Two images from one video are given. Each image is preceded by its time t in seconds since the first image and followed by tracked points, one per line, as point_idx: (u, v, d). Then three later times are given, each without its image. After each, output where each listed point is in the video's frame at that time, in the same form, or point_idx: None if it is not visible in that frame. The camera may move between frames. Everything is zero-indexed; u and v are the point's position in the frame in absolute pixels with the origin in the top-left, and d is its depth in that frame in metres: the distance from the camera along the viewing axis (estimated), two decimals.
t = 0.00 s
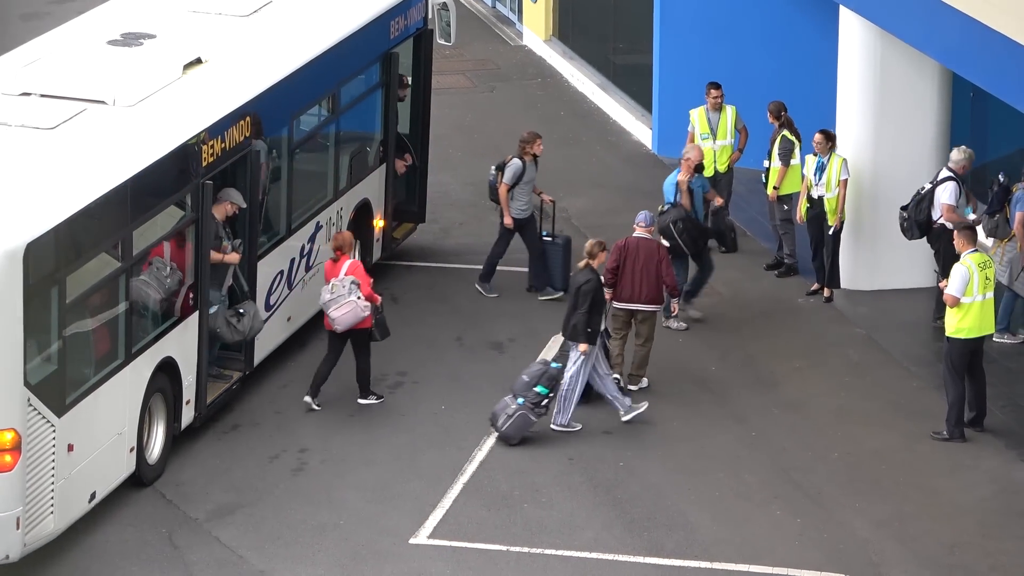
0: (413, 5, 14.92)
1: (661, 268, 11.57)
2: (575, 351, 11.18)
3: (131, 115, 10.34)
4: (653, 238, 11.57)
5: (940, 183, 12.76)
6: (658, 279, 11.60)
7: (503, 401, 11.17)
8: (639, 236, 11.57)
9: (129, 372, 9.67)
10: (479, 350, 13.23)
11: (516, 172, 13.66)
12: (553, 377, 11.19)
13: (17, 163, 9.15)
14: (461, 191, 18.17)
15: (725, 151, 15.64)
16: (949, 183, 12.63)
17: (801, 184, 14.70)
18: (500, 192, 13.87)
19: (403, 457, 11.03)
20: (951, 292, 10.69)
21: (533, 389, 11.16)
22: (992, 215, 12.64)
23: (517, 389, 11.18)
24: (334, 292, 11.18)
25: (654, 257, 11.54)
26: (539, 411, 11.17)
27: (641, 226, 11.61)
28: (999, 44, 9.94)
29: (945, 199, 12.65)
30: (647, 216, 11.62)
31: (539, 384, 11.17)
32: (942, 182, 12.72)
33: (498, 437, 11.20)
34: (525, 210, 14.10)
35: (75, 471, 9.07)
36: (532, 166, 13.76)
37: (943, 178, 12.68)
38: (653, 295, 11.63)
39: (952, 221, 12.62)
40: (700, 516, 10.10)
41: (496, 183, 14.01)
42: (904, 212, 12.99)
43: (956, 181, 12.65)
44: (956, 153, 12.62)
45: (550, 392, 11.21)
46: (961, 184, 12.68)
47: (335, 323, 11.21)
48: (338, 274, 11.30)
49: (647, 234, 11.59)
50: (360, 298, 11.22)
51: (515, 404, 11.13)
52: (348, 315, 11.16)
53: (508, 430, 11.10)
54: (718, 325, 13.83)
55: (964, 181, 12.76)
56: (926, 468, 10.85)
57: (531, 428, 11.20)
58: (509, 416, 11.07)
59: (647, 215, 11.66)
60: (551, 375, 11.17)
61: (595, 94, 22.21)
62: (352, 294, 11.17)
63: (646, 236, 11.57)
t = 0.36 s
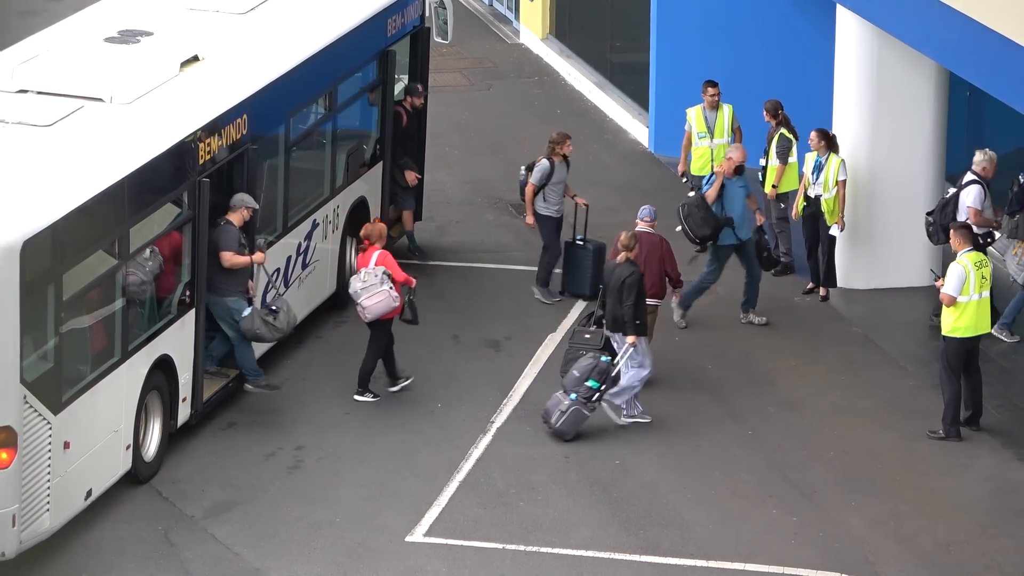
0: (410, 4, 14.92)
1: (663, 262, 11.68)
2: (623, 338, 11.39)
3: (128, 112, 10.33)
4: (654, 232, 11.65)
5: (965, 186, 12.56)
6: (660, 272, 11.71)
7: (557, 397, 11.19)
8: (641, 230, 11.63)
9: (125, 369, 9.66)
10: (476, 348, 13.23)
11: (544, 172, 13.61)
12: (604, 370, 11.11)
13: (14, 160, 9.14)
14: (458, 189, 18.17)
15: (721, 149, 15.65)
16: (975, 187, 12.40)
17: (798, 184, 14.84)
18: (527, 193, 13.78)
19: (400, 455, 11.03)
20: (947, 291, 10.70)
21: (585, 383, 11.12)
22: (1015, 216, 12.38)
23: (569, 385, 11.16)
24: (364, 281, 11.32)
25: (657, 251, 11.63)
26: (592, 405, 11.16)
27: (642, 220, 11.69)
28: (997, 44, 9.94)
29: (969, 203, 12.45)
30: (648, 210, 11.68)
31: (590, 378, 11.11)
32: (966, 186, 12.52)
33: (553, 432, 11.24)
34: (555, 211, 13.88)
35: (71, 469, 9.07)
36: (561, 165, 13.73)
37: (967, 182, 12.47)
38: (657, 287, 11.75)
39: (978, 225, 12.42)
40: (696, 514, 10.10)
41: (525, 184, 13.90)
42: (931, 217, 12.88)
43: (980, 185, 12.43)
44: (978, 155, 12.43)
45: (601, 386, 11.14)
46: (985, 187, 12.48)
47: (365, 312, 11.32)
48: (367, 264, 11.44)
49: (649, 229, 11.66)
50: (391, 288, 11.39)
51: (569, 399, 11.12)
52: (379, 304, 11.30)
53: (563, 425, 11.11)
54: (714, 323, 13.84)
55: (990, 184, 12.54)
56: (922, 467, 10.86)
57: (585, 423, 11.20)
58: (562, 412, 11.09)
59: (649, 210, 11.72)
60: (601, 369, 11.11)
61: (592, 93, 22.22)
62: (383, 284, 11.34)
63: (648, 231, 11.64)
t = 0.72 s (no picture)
0: (406, 3, 14.93)
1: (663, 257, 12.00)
2: (666, 338, 11.41)
3: (124, 112, 10.32)
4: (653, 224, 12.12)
5: (993, 184, 12.71)
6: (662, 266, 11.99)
7: (605, 393, 11.26)
8: (641, 223, 12.11)
9: (122, 369, 9.66)
10: (472, 348, 13.23)
11: (580, 184, 13.25)
12: (652, 367, 11.31)
13: (10, 160, 9.13)
14: (454, 189, 18.17)
15: (719, 150, 15.64)
16: (1002, 183, 12.56)
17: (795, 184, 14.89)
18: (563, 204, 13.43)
19: (396, 455, 11.03)
20: (942, 291, 10.70)
21: (633, 379, 11.26)
22: None
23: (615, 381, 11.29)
24: (391, 275, 11.38)
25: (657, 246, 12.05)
26: (639, 402, 11.31)
27: (642, 213, 12.14)
28: (993, 43, 9.95)
29: (997, 199, 12.58)
30: (648, 202, 12.10)
31: (639, 374, 11.27)
32: (995, 182, 12.66)
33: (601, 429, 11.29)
34: (593, 220, 13.48)
35: (68, 468, 9.06)
36: (597, 174, 13.38)
37: (996, 178, 12.61)
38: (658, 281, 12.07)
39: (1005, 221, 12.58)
40: (692, 514, 10.11)
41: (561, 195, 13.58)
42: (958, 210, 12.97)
43: (1009, 181, 12.59)
44: (1008, 152, 12.64)
45: (649, 382, 11.31)
46: (1014, 185, 12.62)
47: (389, 306, 11.39)
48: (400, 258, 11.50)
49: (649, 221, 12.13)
50: (414, 282, 11.35)
51: (617, 395, 11.24)
52: (400, 298, 11.31)
53: (611, 422, 11.19)
54: (710, 323, 13.85)
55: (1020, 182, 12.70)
56: (918, 467, 10.87)
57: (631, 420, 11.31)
58: (612, 408, 11.18)
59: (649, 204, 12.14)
60: (650, 365, 11.30)
61: (589, 93, 22.23)
62: (405, 278, 11.32)
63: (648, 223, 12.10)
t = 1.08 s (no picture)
0: (403, 3, 14.92)
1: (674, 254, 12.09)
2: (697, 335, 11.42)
3: (121, 112, 10.32)
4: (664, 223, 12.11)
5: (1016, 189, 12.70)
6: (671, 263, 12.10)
7: (640, 392, 11.32)
8: (652, 221, 12.08)
9: (118, 369, 9.65)
10: (469, 349, 13.22)
11: (620, 188, 13.02)
12: (685, 365, 11.40)
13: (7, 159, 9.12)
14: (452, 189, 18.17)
15: (717, 150, 15.61)
16: None
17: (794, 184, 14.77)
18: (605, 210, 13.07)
19: (393, 455, 11.02)
20: (941, 292, 10.71)
21: (667, 377, 11.35)
22: None
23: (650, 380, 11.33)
24: (424, 278, 11.51)
25: (667, 243, 12.10)
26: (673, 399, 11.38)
27: (653, 212, 12.09)
28: (991, 44, 9.95)
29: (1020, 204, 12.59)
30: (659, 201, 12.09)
31: (672, 372, 11.36)
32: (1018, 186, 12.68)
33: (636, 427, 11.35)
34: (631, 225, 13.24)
35: (64, 468, 9.05)
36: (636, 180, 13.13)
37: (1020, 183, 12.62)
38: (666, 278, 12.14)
39: None
40: (689, 516, 10.10)
41: (599, 201, 13.28)
42: (982, 218, 12.99)
43: None
44: None
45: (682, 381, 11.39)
46: None
47: (423, 308, 11.54)
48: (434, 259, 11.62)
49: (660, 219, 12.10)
50: (448, 285, 11.47)
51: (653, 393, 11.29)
52: (433, 301, 11.47)
53: (648, 420, 11.25)
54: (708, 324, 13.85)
55: None
56: (915, 469, 10.87)
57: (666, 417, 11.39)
58: (648, 406, 11.23)
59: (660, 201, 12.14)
60: (683, 363, 11.38)
61: (586, 93, 22.22)
62: (439, 281, 11.46)
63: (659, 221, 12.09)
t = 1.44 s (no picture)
0: (402, 5, 14.91)
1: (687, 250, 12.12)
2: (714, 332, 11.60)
3: (120, 113, 10.31)
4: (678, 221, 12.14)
5: None
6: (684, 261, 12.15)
7: (664, 392, 11.38)
8: (666, 219, 12.13)
9: (116, 371, 9.65)
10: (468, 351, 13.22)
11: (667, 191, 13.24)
12: (708, 363, 11.41)
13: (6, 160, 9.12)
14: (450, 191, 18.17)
15: (715, 151, 15.61)
16: None
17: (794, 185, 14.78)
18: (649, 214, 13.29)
19: (391, 457, 11.02)
20: (938, 294, 10.71)
21: (690, 375, 11.36)
22: None
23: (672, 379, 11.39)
24: (465, 274, 11.58)
25: (681, 241, 12.10)
26: (699, 397, 11.41)
27: (668, 209, 12.15)
28: (990, 47, 9.94)
29: None
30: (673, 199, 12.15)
31: (695, 370, 11.37)
32: None
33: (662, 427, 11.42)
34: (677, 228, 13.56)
35: (62, 469, 9.04)
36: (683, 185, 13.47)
37: None
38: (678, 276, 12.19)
39: None
40: (687, 517, 10.10)
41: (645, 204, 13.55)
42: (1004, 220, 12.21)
43: None
44: None
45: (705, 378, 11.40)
46: None
47: (464, 305, 11.54)
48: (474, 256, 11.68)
49: (674, 217, 12.15)
50: (490, 282, 11.52)
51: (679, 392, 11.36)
52: (475, 297, 11.48)
53: (674, 419, 11.33)
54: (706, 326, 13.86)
55: None
56: (913, 471, 10.88)
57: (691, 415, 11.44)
58: (674, 406, 11.31)
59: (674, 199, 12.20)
60: (706, 361, 11.39)
61: (585, 95, 22.22)
62: (480, 278, 11.51)
63: (673, 219, 12.13)
